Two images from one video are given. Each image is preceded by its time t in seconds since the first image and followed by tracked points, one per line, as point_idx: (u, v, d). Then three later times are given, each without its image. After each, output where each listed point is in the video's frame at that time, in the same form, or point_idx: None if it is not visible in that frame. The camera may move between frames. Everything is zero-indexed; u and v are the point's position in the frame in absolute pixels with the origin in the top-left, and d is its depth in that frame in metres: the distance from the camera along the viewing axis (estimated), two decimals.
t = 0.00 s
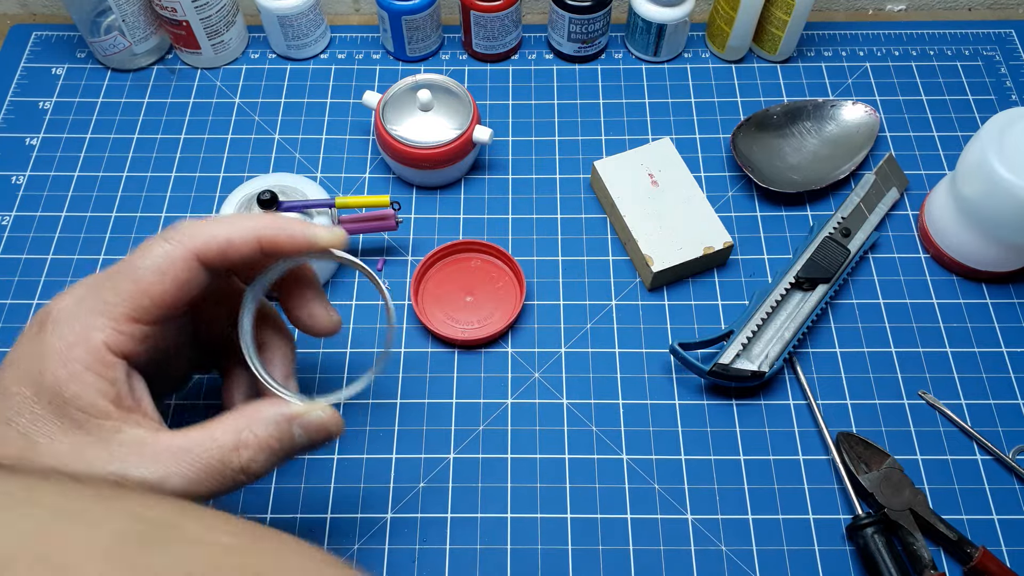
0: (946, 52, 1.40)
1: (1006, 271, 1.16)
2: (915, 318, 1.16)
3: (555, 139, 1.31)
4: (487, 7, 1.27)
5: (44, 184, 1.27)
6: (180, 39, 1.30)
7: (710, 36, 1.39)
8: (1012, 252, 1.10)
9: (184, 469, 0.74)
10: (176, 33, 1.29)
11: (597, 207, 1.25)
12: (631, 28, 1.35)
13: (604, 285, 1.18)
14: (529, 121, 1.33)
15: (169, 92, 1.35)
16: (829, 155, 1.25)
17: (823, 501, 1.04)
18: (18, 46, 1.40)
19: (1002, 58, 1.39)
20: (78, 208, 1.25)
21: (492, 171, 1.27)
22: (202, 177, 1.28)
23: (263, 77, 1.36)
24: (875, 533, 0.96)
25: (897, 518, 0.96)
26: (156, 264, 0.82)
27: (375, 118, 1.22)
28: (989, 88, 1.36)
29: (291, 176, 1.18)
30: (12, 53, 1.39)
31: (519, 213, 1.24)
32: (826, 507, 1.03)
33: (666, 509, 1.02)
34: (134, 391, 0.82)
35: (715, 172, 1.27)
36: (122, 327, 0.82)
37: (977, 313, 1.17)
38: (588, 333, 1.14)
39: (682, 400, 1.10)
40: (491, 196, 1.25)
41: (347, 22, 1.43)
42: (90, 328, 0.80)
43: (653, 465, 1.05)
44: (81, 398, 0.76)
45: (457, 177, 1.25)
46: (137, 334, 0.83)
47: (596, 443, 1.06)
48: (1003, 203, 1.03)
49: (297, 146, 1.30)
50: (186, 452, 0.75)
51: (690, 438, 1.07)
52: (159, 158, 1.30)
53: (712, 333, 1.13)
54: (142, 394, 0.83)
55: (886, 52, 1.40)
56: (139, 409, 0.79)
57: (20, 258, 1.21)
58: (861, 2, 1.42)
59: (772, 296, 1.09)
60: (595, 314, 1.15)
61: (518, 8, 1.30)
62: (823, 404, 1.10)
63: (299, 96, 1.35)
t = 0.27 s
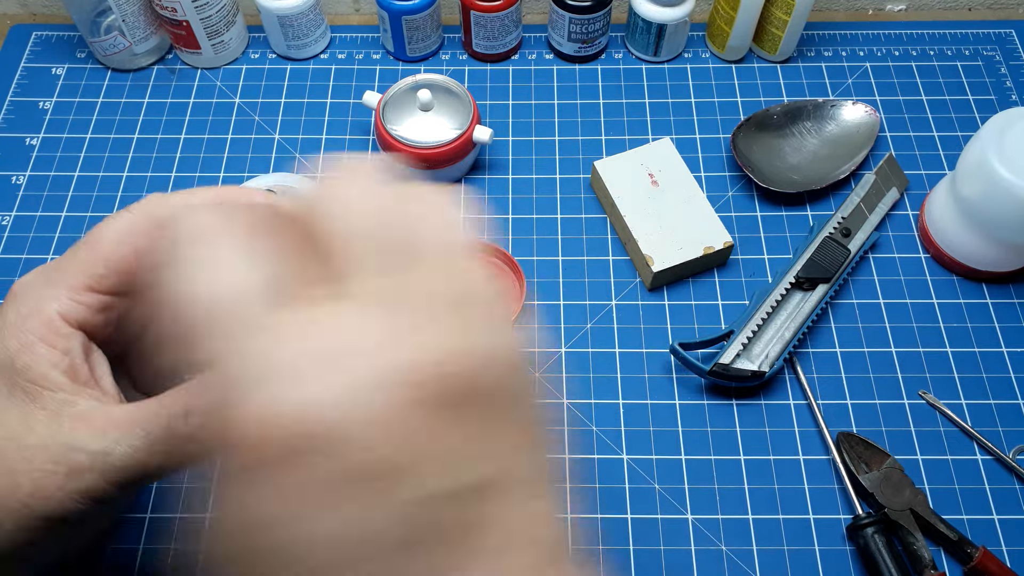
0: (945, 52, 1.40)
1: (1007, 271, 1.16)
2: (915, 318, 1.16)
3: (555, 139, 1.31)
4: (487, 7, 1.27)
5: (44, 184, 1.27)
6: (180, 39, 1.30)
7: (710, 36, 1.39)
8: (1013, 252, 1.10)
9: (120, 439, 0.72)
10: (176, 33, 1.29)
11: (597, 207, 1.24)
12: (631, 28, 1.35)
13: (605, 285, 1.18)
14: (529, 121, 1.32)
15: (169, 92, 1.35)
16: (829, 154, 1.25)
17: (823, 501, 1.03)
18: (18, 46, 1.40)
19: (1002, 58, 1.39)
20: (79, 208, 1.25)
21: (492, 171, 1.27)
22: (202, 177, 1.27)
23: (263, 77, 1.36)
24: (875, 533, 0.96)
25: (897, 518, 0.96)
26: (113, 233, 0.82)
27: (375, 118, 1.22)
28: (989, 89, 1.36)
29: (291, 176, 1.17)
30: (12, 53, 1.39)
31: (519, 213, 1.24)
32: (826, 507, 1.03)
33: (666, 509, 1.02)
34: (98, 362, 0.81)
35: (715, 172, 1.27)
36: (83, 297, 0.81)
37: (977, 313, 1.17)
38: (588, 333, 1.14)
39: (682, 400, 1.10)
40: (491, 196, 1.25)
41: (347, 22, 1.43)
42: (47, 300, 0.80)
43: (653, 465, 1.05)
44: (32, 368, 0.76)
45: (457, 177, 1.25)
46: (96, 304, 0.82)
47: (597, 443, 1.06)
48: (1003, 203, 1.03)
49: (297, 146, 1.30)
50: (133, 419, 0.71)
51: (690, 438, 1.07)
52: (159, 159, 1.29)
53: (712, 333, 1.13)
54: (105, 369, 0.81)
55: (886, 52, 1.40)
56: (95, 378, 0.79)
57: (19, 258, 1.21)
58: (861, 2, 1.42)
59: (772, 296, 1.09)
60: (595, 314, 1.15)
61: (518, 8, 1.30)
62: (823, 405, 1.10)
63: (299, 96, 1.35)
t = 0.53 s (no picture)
0: (945, 52, 1.40)
1: (1007, 271, 1.16)
2: (915, 318, 1.16)
3: (555, 139, 1.31)
4: (487, 8, 1.27)
5: (44, 184, 1.27)
6: (180, 39, 1.30)
7: (710, 36, 1.39)
8: (1012, 253, 1.10)
9: (136, 500, 0.70)
10: (176, 33, 1.29)
11: (597, 207, 1.24)
12: (631, 28, 1.35)
13: (605, 285, 1.18)
14: (529, 121, 1.32)
15: (169, 92, 1.35)
16: (829, 155, 1.25)
17: (823, 501, 1.03)
18: (18, 46, 1.40)
19: (1002, 58, 1.39)
20: (79, 207, 1.25)
21: (492, 171, 1.27)
22: (202, 177, 1.28)
23: (263, 77, 1.36)
24: (875, 533, 0.96)
25: (897, 518, 0.96)
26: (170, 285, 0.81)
27: (375, 118, 1.22)
28: (988, 89, 1.36)
29: (291, 176, 1.17)
30: (12, 53, 1.39)
31: (519, 213, 1.24)
32: (826, 507, 1.03)
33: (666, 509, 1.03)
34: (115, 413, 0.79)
35: (715, 172, 1.27)
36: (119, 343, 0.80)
37: (977, 313, 1.17)
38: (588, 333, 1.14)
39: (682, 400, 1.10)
40: (491, 196, 1.25)
41: (346, 22, 1.43)
42: (81, 341, 0.78)
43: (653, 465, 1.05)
44: (57, 411, 0.74)
45: (457, 177, 1.25)
46: (128, 353, 0.80)
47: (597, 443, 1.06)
48: (1003, 203, 1.03)
49: (297, 146, 1.30)
50: (150, 482, 0.71)
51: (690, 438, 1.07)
52: (159, 158, 1.29)
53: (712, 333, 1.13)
54: (125, 419, 0.79)
55: (886, 52, 1.40)
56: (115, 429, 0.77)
57: (20, 258, 1.21)
58: (861, 2, 1.42)
59: (772, 296, 1.09)
60: (595, 314, 1.15)
61: (518, 8, 1.30)
62: (823, 405, 1.10)
63: (299, 96, 1.35)
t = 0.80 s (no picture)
0: (945, 53, 1.40)
1: (1006, 272, 1.16)
2: (915, 319, 1.16)
3: (555, 139, 1.31)
4: (486, 8, 1.27)
5: (44, 184, 1.28)
6: (180, 39, 1.30)
7: (710, 36, 1.38)
8: (1011, 254, 1.10)
9: (76, 471, 0.69)
10: (176, 33, 1.29)
11: (597, 207, 1.24)
12: (630, 29, 1.35)
13: (604, 286, 1.18)
14: (529, 121, 1.32)
15: (169, 92, 1.35)
16: (828, 156, 1.25)
17: (823, 502, 1.03)
18: (17, 46, 1.40)
19: (1002, 58, 1.39)
20: (78, 208, 1.25)
21: (492, 172, 1.27)
22: (201, 178, 1.28)
23: (262, 78, 1.36)
24: (874, 534, 0.96)
25: (897, 518, 0.96)
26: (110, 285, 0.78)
27: (375, 118, 1.22)
28: (988, 89, 1.36)
29: (290, 176, 1.17)
30: (12, 53, 1.39)
31: (519, 213, 1.24)
32: (825, 508, 1.03)
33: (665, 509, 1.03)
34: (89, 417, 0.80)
35: (714, 172, 1.27)
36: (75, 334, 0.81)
37: (977, 314, 1.17)
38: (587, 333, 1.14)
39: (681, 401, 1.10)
40: (491, 196, 1.25)
41: (346, 22, 1.43)
42: (37, 337, 0.78)
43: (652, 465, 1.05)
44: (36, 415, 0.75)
45: (457, 178, 1.25)
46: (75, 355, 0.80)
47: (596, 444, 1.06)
48: (1002, 204, 1.03)
49: (297, 146, 1.30)
50: (87, 451, 0.70)
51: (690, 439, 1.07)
52: (159, 159, 1.30)
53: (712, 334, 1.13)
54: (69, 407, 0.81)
55: (886, 52, 1.40)
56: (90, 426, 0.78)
57: (19, 258, 1.21)
58: (861, 2, 1.42)
59: (772, 296, 1.09)
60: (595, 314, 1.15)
61: (518, 8, 1.30)
62: (823, 405, 1.10)
63: (299, 96, 1.35)
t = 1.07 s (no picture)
0: (946, 52, 1.39)
1: (1007, 272, 1.15)
2: (916, 320, 1.16)
3: (554, 139, 1.31)
4: (486, 7, 1.26)
5: (42, 184, 1.27)
6: (179, 38, 1.30)
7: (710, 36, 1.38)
8: (1012, 254, 1.10)
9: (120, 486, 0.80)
10: (174, 33, 1.29)
11: (596, 207, 1.24)
12: (631, 28, 1.34)
13: (604, 286, 1.17)
14: (529, 121, 1.32)
15: (167, 92, 1.35)
16: (829, 156, 1.25)
17: (823, 504, 1.03)
18: (16, 46, 1.39)
19: (1004, 58, 1.38)
20: (77, 208, 1.25)
21: (491, 172, 1.27)
22: (200, 178, 1.27)
23: (261, 77, 1.36)
24: (874, 535, 0.96)
25: (897, 519, 0.96)
26: (125, 343, 0.76)
27: (374, 118, 1.21)
28: (989, 89, 1.36)
29: (289, 176, 1.17)
30: (10, 53, 1.39)
31: (518, 213, 1.23)
32: (825, 509, 1.03)
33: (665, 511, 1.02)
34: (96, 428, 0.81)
35: (715, 172, 1.27)
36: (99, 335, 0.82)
37: (978, 315, 1.17)
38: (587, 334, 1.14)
39: (681, 402, 1.09)
40: (490, 196, 1.25)
41: (345, 22, 1.43)
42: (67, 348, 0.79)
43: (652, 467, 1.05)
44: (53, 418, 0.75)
45: (456, 178, 1.24)
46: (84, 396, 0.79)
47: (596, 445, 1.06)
48: (1002, 204, 1.02)
49: (296, 146, 1.30)
50: (134, 469, 0.80)
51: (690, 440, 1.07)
52: (157, 158, 1.29)
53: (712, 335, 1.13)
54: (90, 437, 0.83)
55: (887, 52, 1.39)
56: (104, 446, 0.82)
57: (17, 258, 1.21)
58: (862, 1, 1.42)
59: (772, 297, 1.09)
60: (595, 315, 1.15)
61: (517, 8, 1.30)
62: (823, 406, 1.09)
63: (298, 96, 1.34)
